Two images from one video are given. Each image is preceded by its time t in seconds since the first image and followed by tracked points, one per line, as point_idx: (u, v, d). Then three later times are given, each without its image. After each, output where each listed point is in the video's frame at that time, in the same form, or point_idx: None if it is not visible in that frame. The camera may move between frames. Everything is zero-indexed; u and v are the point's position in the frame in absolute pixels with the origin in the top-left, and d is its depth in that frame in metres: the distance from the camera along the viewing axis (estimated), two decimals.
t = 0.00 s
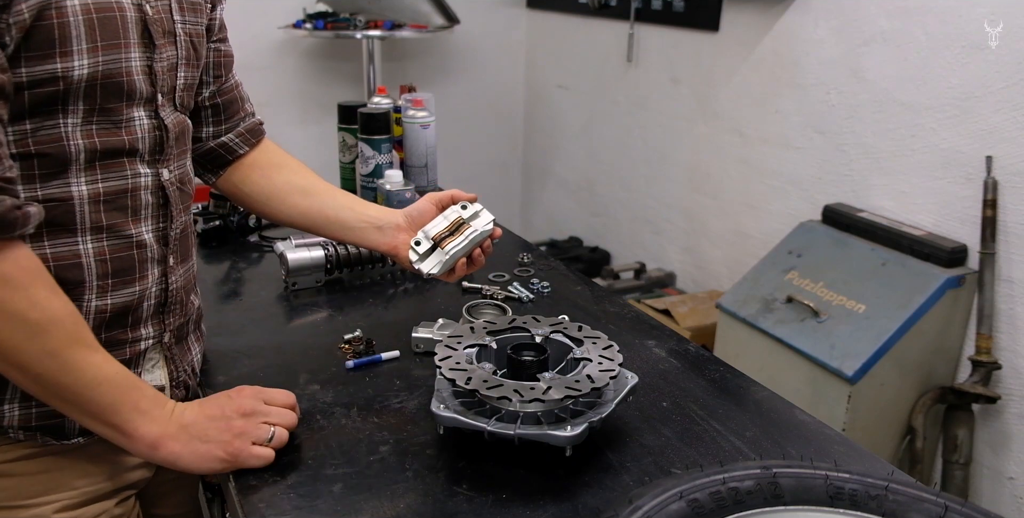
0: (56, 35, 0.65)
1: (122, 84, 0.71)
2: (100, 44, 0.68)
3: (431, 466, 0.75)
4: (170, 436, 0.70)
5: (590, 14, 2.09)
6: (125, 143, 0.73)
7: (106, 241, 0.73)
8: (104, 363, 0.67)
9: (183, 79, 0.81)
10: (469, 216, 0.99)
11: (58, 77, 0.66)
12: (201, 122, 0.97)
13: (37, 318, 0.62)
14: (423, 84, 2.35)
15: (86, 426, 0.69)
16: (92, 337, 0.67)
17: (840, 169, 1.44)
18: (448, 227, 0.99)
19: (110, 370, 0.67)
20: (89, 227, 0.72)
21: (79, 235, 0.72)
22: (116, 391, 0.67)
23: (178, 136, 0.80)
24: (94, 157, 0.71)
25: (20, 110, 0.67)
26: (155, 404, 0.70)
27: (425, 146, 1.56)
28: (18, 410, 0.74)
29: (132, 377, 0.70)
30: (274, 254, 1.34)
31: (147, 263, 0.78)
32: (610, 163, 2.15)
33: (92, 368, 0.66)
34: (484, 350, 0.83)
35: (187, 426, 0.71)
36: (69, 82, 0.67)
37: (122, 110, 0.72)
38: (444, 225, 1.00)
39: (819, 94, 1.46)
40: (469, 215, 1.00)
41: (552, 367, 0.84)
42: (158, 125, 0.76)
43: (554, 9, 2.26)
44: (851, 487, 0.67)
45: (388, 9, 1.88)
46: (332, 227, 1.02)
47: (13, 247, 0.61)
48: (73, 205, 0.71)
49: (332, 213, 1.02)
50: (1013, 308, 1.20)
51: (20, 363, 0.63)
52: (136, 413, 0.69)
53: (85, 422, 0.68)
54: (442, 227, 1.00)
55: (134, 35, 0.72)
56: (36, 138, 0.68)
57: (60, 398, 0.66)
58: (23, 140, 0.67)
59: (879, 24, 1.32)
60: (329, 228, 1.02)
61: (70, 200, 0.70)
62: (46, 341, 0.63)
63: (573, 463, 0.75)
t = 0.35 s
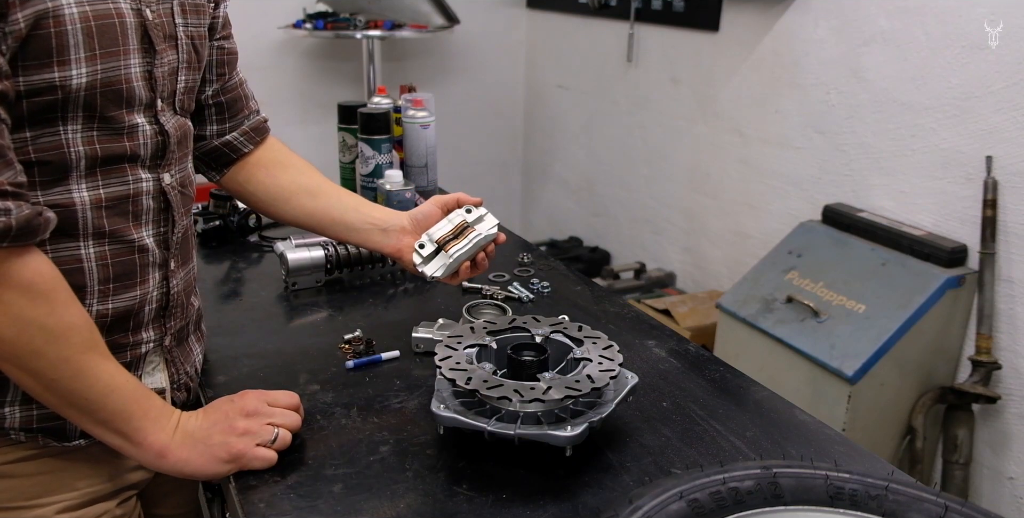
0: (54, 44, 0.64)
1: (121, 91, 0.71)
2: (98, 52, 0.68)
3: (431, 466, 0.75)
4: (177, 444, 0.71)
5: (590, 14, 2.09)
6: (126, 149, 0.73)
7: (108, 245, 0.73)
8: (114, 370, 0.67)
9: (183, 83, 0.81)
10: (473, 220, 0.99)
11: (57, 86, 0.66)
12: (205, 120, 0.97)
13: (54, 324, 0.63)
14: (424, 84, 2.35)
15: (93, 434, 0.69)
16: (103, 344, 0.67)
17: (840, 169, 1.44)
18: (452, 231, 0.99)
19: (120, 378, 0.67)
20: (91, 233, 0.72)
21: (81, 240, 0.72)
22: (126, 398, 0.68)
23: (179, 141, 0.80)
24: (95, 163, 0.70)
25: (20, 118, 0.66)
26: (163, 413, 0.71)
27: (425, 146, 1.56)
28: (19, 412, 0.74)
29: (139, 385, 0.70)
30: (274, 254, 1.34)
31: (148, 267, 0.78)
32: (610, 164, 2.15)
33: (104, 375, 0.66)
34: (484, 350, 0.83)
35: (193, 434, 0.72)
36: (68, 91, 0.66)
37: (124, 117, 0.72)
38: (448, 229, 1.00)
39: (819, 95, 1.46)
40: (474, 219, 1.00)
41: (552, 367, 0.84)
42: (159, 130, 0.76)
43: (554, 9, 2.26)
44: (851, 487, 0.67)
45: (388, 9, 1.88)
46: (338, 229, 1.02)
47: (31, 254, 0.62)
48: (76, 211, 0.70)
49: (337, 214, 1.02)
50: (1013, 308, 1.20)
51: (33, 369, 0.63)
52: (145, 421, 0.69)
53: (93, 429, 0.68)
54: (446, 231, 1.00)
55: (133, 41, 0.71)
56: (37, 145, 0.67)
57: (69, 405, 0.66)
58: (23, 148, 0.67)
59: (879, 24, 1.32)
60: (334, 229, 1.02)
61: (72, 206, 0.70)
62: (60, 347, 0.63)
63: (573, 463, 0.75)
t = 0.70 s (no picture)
0: (38, 50, 0.64)
1: (109, 94, 0.70)
2: (83, 57, 0.67)
3: (431, 466, 0.75)
4: (177, 447, 0.71)
5: (590, 14, 2.09)
6: (117, 152, 0.72)
7: (103, 248, 0.73)
8: (114, 374, 0.67)
9: (173, 82, 0.80)
10: (469, 217, 1.01)
11: (42, 92, 0.65)
12: (200, 116, 0.97)
13: (52, 329, 0.63)
14: (424, 84, 2.35)
15: (93, 438, 0.69)
16: (102, 348, 0.67)
17: (840, 169, 1.44)
18: (448, 227, 1.00)
19: (119, 381, 0.68)
20: (86, 236, 0.72)
21: (76, 243, 0.72)
22: (126, 401, 0.68)
23: (172, 141, 0.80)
24: (85, 167, 0.70)
25: (8, 124, 0.66)
26: (162, 416, 0.71)
27: (425, 146, 1.56)
28: (19, 414, 0.74)
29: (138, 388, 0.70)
30: (274, 255, 1.34)
31: (144, 268, 0.78)
32: (610, 164, 2.15)
33: (104, 379, 0.66)
34: (484, 350, 0.83)
35: (193, 436, 0.72)
36: (53, 97, 0.66)
37: (114, 120, 0.71)
38: (444, 225, 1.00)
39: (819, 95, 1.46)
40: (470, 217, 1.01)
41: (552, 367, 0.84)
42: (150, 132, 0.76)
43: (554, 9, 2.26)
44: (851, 488, 0.67)
45: (388, 9, 1.88)
46: (338, 227, 1.02)
47: (27, 259, 0.62)
48: (69, 215, 0.70)
49: (337, 213, 1.02)
50: (1013, 308, 1.20)
51: (33, 374, 0.63)
52: (145, 425, 0.69)
53: (93, 434, 0.68)
54: (442, 227, 1.00)
55: (120, 43, 0.71)
56: (26, 151, 0.67)
57: (69, 410, 0.66)
58: (12, 154, 0.67)
59: (879, 24, 1.32)
60: (334, 228, 1.03)
61: (65, 210, 0.70)
62: (60, 352, 0.63)
63: (573, 463, 0.75)
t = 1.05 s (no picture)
0: (11, 56, 0.63)
1: (86, 100, 0.70)
2: (58, 62, 0.67)
3: (431, 466, 0.75)
4: (177, 448, 0.71)
5: (590, 14, 2.09)
6: (98, 158, 0.72)
7: (87, 255, 0.74)
8: (113, 376, 0.67)
9: (153, 85, 0.80)
10: (473, 227, 1.01)
11: (17, 99, 0.65)
12: (187, 116, 0.97)
13: (51, 331, 0.63)
14: (424, 84, 2.35)
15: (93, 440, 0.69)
16: (101, 350, 0.67)
17: (840, 169, 1.44)
18: (450, 230, 1.00)
19: (119, 383, 0.68)
20: (70, 243, 0.72)
21: (59, 251, 0.72)
22: (126, 403, 0.68)
23: (153, 145, 0.80)
24: (66, 174, 0.70)
25: None
26: (162, 418, 0.71)
27: (425, 146, 1.56)
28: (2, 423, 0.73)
29: (138, 390, 0.70)
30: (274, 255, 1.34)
31: (128, 275, 0.78)
32: (610, 164, 2.15)
33: (104, 381, 0.66)
34: (484, 350, 0.83)
35: (192, 438, 0.72)
36: (29, 104, 0.66)
37: (93, 127, 0.71)
38: (446, 229, 1.00)
39: (819, 95, 1.46)
40: (473, 226, 1.01)
41: (552, 367, 0.84)
42: (130, 137, 0.76)
43: (554, 9, 2.26)
44: (851, 488, 0.67)
45: (388, 9, 1.88)
46: (331, 221, 1.03)
47: (25, 259, 0.62)
48: (51, 222, 0.70)
49: (330, 206, 1.02)
50: (1013, 308, 1.20)
51: (33, 376, 0.63)
52: (146, 427, 0.69)
53: (93, 436, 0.68)
54: (444, 230, 1.00)
55: (95, 48, 0.71)
56: (3, 158, 0.67)
57: (69, 412, 0.66)
58: None
59: (879, 24, 1.32)
60: (327, 221, 1.03)
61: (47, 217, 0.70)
62: (59, 354, 0.63)
63: (573, 463, 0.75)
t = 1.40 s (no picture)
0: (6, 57, 0.63)
1: (82, 99, 0.70)
2: (53, 62, 0.67)
3: (431, 466, 0.75)
4: (177, 449, 0.71)
5: (590, 14, 2.09)
6: (96, 158, 0.72)
7: (89, 254, 0.74)
8: (113, 378, 0.67)
9: (149, 82, 0.80)
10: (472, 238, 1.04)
11: (13, 100, 0.65)
12: (179, 113, 0.97)
13: (49, 333, 0.63)
14: (424, 84, 2.35)
15: (95, 443, 0.69)
16: (100, 352, 0.67)
17: (841, 169, 1.44)
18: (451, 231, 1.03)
19: (119, 385, 0.68)
20: (71, 243, 0.72)
21: (62, 250, 0.72)
22: (127, 405, 0.68)
23: (150, 142, 0.80)
24: (65, 174, 0.70)
25: None
26: (162, 419, 0.71)
27: (425, 146, 1.56)
28: (14, 425, 0.73)
29: (138, 391, 0.70)
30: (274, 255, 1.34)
31: (132, 273, 0.78)
32: (610, 163, 2.15)
33: (104, 383, 0.66)
34: (484, 350, 0.83)
35: (193, 439, 0.72)
36: (25, 104, 0.66)
37: (90, 126, 0.71)
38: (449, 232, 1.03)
39: (819, 95, 1.46)
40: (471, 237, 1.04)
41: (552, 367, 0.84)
42: (127, 135, 0.76)
43: (554, 9, 2.26)
44: (851, 488, 0.67)
45: (388, 9, 1.88)
46: (330, 215, 1.04)
47: (22, 262, 0.62)
48: (52, 222, 0.70)
49: (328, 201, 1.03)
50: (1013, 308, 1.20)
51: (33, 378, 0.63)
52: (146, 428, 0.69)
53: (93, 438, 0.68)
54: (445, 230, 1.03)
55: (90, 47, 0.71)
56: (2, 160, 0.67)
57: (70, 415, 0.66)
58: None
59: (879, 24, 1.32)
60: (325, 215, 1.04)
61: (47, 218, 0.70)
62: (58, 356, 0.63)
63: (573, 463, 0.75)
